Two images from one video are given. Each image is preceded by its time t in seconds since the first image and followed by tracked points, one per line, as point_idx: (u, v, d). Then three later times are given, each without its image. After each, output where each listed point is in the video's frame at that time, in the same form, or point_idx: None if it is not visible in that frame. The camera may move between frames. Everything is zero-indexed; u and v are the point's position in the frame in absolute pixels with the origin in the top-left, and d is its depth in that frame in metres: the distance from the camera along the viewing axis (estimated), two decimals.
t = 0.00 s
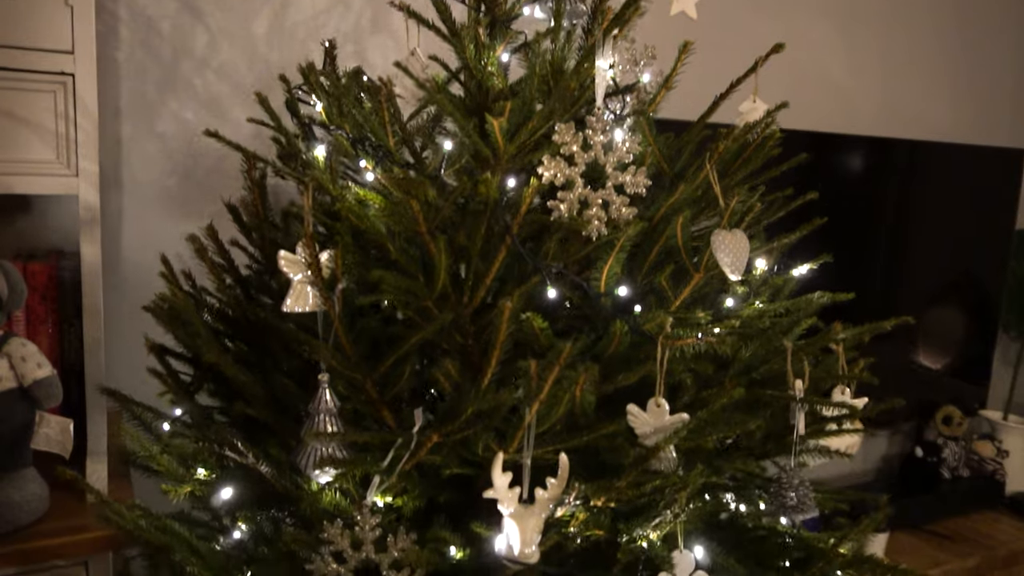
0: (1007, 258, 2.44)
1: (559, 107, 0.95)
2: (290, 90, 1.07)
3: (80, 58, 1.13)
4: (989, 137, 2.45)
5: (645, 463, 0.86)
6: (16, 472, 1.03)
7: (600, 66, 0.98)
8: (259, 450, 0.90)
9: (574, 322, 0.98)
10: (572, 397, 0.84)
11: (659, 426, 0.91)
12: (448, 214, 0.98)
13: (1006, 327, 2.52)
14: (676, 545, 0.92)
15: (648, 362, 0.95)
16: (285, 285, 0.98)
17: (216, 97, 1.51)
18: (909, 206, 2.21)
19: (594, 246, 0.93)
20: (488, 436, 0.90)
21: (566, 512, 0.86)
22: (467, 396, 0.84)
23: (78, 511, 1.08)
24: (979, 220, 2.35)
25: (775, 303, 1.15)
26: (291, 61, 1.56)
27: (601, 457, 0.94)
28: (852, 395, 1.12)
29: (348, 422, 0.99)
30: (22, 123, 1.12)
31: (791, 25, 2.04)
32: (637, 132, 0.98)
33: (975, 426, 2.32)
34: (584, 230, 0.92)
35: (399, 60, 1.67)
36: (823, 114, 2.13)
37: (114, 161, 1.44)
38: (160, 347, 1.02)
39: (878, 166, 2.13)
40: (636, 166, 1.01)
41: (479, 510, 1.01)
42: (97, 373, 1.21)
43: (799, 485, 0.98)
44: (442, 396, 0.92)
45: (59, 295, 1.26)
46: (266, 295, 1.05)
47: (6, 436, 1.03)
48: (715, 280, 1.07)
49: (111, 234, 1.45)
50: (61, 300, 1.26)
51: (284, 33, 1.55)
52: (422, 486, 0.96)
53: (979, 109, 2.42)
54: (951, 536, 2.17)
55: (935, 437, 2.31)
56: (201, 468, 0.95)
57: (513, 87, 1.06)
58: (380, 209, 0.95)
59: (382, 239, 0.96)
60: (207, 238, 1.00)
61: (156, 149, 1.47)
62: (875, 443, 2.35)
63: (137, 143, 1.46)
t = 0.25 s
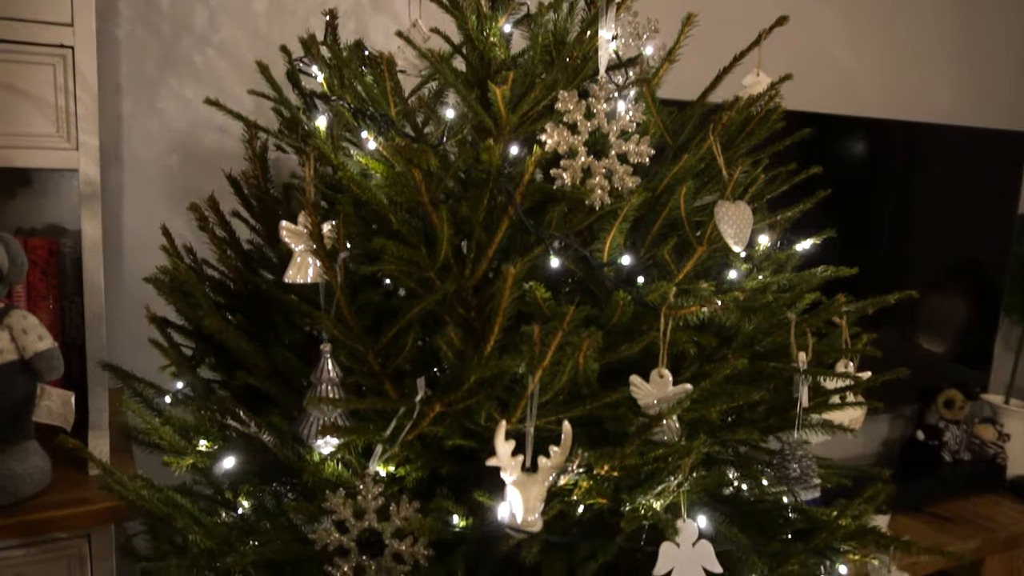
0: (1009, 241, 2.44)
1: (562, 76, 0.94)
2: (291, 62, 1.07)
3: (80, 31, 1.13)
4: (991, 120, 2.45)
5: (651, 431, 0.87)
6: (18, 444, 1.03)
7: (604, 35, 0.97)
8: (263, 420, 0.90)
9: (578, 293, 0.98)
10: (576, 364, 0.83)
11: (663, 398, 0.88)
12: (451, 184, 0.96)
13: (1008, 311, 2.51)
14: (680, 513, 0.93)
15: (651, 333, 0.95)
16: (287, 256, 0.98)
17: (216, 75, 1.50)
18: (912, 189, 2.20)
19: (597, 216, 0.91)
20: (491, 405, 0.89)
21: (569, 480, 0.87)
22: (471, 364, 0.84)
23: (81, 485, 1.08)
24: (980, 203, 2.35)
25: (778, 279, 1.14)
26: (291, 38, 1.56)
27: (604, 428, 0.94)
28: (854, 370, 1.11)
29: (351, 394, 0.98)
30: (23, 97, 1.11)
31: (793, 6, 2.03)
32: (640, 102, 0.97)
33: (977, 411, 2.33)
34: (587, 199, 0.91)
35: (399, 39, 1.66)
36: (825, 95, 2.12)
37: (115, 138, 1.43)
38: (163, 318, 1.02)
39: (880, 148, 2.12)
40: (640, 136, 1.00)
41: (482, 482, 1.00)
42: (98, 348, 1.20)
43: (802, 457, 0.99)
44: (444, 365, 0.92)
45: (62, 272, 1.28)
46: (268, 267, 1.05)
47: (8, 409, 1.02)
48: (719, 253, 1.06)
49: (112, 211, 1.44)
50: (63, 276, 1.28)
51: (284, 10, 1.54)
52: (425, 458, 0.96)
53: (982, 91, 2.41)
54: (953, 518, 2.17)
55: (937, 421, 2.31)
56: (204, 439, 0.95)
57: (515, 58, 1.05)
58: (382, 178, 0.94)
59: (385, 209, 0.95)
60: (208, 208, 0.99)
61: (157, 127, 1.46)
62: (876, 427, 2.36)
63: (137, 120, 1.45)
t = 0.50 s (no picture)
0: (1012, 226, 2.43)
1: (566, 45, 0.94)
2: (292, 33, 1.06)
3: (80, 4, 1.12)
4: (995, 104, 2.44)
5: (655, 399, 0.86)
6: (20, 418, 1.03)
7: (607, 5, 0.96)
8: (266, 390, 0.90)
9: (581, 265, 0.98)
10: (579, 333, 0.83)
11: (665, 369, 0.88)
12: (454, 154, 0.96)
13: (1010, 295, 2.51)
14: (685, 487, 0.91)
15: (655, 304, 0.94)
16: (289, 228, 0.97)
17: (216, 53, 1.49)
18: (914, 172, 2.19)
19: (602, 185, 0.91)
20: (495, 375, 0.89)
21: (572, 449, 0.86)
22: (474, 333, 0.84)
23: (83, 459, 1.08)
24: (982, 186, 2.34)
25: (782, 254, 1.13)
26: (292, 17, 1.55)
27: (608, 399, 0.93)
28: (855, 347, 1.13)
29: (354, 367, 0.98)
30: (23, 71, 1.11)
31: None
32: (644, 72, 0.96)
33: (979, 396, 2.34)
34: (591, 168, 0.91)
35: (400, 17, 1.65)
36: (828, 78, 2.11)
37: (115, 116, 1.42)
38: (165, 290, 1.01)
39: (883, 131, 2.11)
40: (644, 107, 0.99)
41: (485, 455, 1.00)
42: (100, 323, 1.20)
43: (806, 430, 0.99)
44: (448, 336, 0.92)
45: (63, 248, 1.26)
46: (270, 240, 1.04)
47: (10, 382, 1.02)
48: (723, 226, 1.06)
49: (113, 191, 1.44)
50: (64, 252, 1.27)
51: None
52: (428, 429, 0.96)
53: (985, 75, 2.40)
54: (955, 502, 2.17)
55: (938, 405, 2.31)
56: (206, 411, 0.95)
57: (518, 30, 1.04)
58: (385, 148, 0.94)
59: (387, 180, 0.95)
60: (210, 179, 0.98)
61: (157, 105, 1.45)
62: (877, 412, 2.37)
63: (137, 98, 1.44)
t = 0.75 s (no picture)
0: (1015, 211, 2.42)
1: (569, 16, 0.93)
2: (294, 6, 1.05)
3: None
4: (998, 89, 2.43)
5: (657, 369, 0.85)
6: (23, 392, 1.03)
7: None
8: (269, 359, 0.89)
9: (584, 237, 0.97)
10: (583, 302, 0.83)
11: (670, 341, 0.88)
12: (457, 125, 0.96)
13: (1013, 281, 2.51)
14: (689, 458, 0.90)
15: (658, 276, 0.94)
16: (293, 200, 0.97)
17: (217, 33, 1.48)
18: (918, 156, 2.19)
19: (606, 155, 0.91)
20: (498, 346, 0.89)
21: (576, 419, 0.85)
22: (477, 303, 0.83)
23: (86, 435, 1.08)
24: (987, 172, 2.34)
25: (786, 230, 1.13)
26: None
27: (611, 372, 0.93)
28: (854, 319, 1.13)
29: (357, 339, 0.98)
30: (24, 46, 1.10)
31: None
32: (648, 43, 0.96)
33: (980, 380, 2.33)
34: (595, 138, 0.90)
35: None
36: (831, 61, 2.10)
37: (116, 95, 1.42)
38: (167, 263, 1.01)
39: (886, 115, 2.10)
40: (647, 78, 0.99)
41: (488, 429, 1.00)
42: (102, 301, 1.20)
43: (810, 402, 0.97)
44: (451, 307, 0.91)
45: (64, 227, 1.26)
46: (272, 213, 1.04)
47: (13, 356, 1.02)
48: (726, 200, 1.05)
49: (115, 170, 1.43)
50: (66, 231, 1.26)
51: None
52: (431, 402, 0.95)
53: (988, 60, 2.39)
54: (956, 486, 2.17)
55: (941, 390, 2.30)
56: (209, 382, 0.94)
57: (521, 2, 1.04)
58: (388, 119, 0.93)
59: (390, 152, 0.94)
60: (212, 152, 0.98)
61: (158, 85, 1.45)
62: (879, 399, 2.38)
63: (138, 78, 1.43)
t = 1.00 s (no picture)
0: (1017, 198, 2.42)
1: None
2: None
3: None
4: (1000, 75, 2.43)
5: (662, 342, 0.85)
6: (24, 366, 1.03)
7: None
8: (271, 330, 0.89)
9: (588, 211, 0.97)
10: (587, 273, 0.82)
11: (673, 313, 0.88)
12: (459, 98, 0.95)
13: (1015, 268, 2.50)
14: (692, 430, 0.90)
15: (662, 249, 0.94)
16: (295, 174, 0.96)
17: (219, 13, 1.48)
18: (921, 142, 2.18)
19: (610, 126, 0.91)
20: (501, 318, 0.89)
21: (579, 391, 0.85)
22: (480, 274, 0.83)
23: (87, 411, 1.08)
24: (989, 163, 2.34)
25: (790, 208, 1.12)
26: None
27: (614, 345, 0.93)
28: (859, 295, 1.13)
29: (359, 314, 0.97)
30: (24, 21, 1.10)
31: None
32: (652, 15, 0.95)
33: (982, 367, 2.33)
34: (598, 109, 0.90)
35: None
36: (834, 45, 2.09)
37: (117, 75, 1.41)
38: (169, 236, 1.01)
39: (889, 100, 2.10)
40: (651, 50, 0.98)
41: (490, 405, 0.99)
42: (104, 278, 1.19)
43: (814, 375, 0.96)
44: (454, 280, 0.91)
45: (65, 204, 1.25)
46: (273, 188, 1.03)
47: (15, 330, 1.02)
48: (730, 175, 1.05)
49: (116, 150, 1.42)
50: (67, 209, 1.26)
51: None
52: (433, 377, 0.95)
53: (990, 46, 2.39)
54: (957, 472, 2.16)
55: (942, 377, 2.30)
56: (212, 355, 0.93)
57: None
58: (391, 90, 0.93)
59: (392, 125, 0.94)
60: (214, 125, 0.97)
61: (159, 64, 1.44)
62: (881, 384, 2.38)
63: (139, 57, 1.42)
